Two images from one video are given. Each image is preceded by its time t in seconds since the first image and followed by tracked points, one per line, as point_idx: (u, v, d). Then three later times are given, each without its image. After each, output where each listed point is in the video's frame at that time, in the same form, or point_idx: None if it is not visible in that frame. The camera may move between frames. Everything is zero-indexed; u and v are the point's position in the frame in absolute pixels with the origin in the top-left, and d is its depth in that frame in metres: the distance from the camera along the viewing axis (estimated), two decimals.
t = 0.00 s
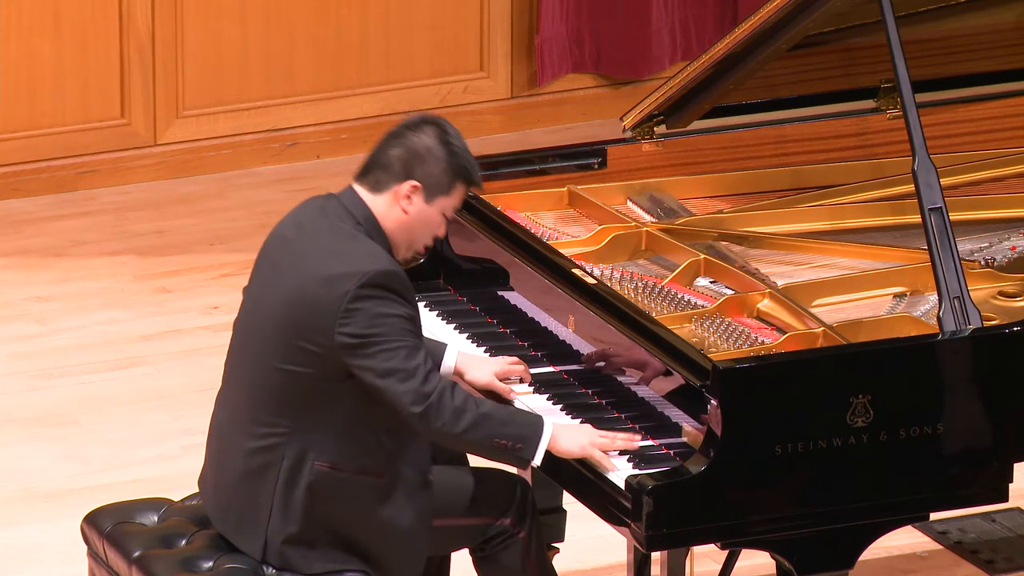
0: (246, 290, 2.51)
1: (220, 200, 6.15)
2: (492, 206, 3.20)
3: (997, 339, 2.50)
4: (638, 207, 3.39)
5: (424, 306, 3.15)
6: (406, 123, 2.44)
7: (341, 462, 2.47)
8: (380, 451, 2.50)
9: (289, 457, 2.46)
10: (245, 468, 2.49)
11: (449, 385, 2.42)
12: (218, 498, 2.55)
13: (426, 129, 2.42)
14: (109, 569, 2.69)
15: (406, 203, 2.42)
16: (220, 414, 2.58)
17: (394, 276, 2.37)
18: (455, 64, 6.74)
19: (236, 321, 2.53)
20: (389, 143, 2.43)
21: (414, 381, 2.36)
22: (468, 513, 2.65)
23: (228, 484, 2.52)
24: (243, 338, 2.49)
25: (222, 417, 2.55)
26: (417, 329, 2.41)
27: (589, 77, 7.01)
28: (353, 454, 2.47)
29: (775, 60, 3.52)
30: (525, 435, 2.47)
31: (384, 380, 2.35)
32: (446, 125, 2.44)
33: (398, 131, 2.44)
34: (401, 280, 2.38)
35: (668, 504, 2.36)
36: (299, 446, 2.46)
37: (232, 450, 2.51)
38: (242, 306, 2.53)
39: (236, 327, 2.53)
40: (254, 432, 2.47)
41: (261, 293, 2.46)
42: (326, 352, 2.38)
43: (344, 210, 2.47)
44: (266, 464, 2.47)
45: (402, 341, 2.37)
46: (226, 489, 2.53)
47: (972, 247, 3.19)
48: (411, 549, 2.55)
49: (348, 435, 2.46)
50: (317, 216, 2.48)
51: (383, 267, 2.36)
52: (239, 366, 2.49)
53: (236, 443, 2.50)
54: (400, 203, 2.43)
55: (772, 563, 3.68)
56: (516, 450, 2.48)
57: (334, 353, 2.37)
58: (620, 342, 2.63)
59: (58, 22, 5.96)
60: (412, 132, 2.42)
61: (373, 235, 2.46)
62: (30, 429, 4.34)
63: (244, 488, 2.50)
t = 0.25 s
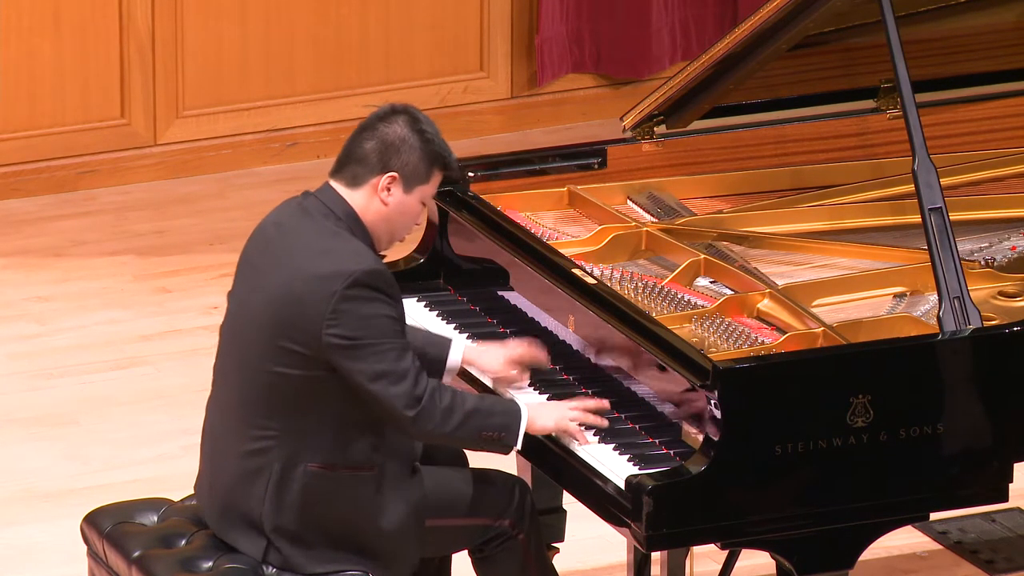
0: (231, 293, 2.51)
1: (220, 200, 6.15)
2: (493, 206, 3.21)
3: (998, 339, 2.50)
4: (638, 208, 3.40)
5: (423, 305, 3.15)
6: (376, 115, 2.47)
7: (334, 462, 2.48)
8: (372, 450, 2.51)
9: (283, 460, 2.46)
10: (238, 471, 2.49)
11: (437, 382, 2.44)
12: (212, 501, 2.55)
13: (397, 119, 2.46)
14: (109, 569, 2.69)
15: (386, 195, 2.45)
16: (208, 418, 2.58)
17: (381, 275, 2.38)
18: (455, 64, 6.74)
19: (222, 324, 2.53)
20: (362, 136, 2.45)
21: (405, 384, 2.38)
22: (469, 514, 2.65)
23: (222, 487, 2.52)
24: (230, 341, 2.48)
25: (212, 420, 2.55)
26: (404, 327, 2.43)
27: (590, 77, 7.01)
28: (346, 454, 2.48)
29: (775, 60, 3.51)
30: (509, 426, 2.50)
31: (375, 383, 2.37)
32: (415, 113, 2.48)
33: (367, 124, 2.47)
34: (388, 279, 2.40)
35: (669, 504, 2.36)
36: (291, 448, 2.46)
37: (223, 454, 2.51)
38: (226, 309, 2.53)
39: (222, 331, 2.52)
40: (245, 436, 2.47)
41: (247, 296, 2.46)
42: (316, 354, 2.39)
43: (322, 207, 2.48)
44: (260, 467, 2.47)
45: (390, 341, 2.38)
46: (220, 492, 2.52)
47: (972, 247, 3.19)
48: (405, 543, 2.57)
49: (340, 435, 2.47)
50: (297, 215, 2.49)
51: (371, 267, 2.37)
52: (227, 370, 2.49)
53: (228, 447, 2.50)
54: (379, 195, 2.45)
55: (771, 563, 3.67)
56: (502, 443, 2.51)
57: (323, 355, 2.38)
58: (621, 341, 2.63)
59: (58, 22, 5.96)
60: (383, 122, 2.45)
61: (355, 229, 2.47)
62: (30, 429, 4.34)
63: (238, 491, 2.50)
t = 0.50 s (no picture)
0: (226, 293, 2.51)
1: (219, 200, 6.15)
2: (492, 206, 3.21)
3: (998, 339, 2.50)
4: (638, 208, 3.39)
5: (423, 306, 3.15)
6: (369, 113, 2.47)
7: (331, 459, 2.48)
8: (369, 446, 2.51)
9: (281, 457, 2.46)
10: (236, 470, 2.48)
11: (433, 378, 2.46)
12: (211, 502, 2.55)
13: (391, 117, 2.46)
14: (109, 569, 2.69)
15: (382, 192, 2.46)
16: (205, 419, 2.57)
17: (377, 270, 2.39)
18: (455, 64, 6.74)
19: (217, 324, 2.53)
20: (356, 134, 2.45)
21: (401, 378, 2.40)
22: (468, 509, 2.65)
23: (221, 487, 2.52)
24: (227, 341, 2.48)
25: (210, 420, 2.55)
26: (399, 322, 2.44)
27: (590, 77, 7.01)
28: (343, 451, 2.49)
29: (776, 60, 3.51)
30: (507, 424, 2.51)
31: (372, 377, 2.38)
32: (408, 111, 2.49)
33: (361, 121, 2.47)
34: (383, 274, 2.41)
35: (669, 504, 2.36)
36: (288, 445, 2.46)
37: (221, 453, 2.51)
38: (222, 309, 2.53)
39: (218, 331, 2.52)
40: (242, 434, 2.47)
41: (243, 294, 2.46)
42: (313, 350, 2.39)
43: (318, 205, 2.48)
44: (258, 465, 2.47)
45: (386, 336, 2.40)
46: (218, 492, 2.52)
47: (972, 247, 3.18)
48: (406, 539, 2.57)
49: (337, 432, 2.48)
50: (291, 214, 2.49)
51: (366, 262, 2.38)
52: (224, 369, 2.49)
53: (226, 446, 2.50)
54: (375, 193, 2.46)
55: (771, 563, 3.68)
56: (499, 440, 2.53)
57: (320, 351, 2.39)
58: (620, 341, 2.63)
59: (58, 22, 5.96)
60: (377, 121, 2.46)
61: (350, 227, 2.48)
62: (29, 429, 4.34)
63: (236, 490, 2.49)
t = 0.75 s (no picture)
0: (227, 288, 2.52)
1: (219, 200, 6.14)
2: (492, 206, 3.21)
3: (997, 339, 2.50)
4: (638, 207, 3.39)
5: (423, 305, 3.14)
6: (363, 106, 2.49)
7: (333, 453, 2.49)
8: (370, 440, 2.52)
9: (282, 452, 2.47)
10: (239, 466, 2.50)
11: (433, 368, 2.46)
12: (214, 498, 2.56)
13: (385, 109, 2.48)
14: (109, 569, 2.69)
15: (377, 184, 2.48)
16: (208, 415, 2.59)
17: (377, 261, 2.39)
18: (455, 64, 6.74)
19: (218, 319, 2.54)
20: (350, 128, 2.47)
21: (402, 369, 2.39)
22: (469, 508, 2.61)
23: (223, 482, 2.53)
24: (228, 336, 2.49)
25: (212, 416, 2.56)
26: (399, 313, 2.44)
27: (590, 77, 7.01)
28: (345, 445, 2.49)
29: (776, 60, 3.51)
30: (500, 410, 2.51)
31: (373, 369, 2.38)
32: (401, 104, 2.51)
33: (354, 115, 2.49)
34: (383, 265, 2.41)
35: (669, 505, 2.36)
36: (289, 439, 2.47)
37: (223, 449, 2.52)
38: (222, 304, 2.54)
39: (219, 327, 2.53)
40: (244, 429, 2.48)
41: (244, 289, 2.47)
42: (314, 343, 2.40)
43: (313, 197, 2.50)
44: (260, 459, 2.48)
45: (387, 327, 2.40)
46: (221, 488, 2.53)
47: (972, 247, 3.18)
48: (408, 537, 2.58)
49: (338, 426, 2.48)
50: (289, 208, 2.50)
51: (366, 253, 2.38)
52: (225, 364, 2.50)
53: (228, 442, 2.51)
54: (371, 185, 2.48)
55: (771, 563, 3.68)
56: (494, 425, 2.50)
57: (321, 344, 2.40)
58: (621, 340, 2.63)
59: (58, 22, 5.96)
60: (371, 113, 2.48)
61: (348, 220, 2.49)
62: (29, 430, 4.34)
63: (239, 486, 2.50)
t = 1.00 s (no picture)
0: (226, 286, 2.52)
1: (219, 200, 6.14)
2: (492, 206, 3.21)
3: (996, 339, 2.50)
4: (638, 207, 3.39)
5: (423, 306, 3.14)
6: (367, 107, 2.50)
7: (332, 452, 2.49)
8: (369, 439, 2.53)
9: (283, 451, 2.47)
10: (237, 464, 2.49)
11: (426, 371, 2.50)
12: (211, 497, 2.55)
13: (390, 112, 2.49)
14: (109, 569, 2.69)
15: (382, 187, 2.49)
16: (205, 413, 2.58)
17: (379, 263, 2.41)
18: (455, 64, 6.74)
19: (216, 318, 2.53)
20: (355, 129, 2.48)
21: (402, 372, 2.42)
22: (468, 508, 2.62)
23: (221, 481, 2.52)
24: (227, 335, 2.49)
25: (210, 414, 2.55)
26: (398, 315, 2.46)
27: (590, 77, 7.01)
28: (344, 444, 2.50)
29: (775, 60, 3.51)
30: (484, 410, 2.55)
31: (375, 370, 2.40)
32: (405, 106, 2.52)
33: (358, 115, 2.49)
34: (385, 266, 2.43)
35: (669, 505, 2.36)
36: (289, 438, 2.47)
37: (222, 447, 2.51)
38: (221, 302, 2.54)
39: (217, 325, 2.53)
40: (244, 427, 2.48)
41: (244, 288, 2.47)
42: (315, 342, 2.41)
43: (316, 198, 2.50)
44: (260, 458, 2.48)
45: (388, 328, 2.42)
46: (218, 487, 2.53)
47: (972, 247, 3.18)
48: (407, 536, 2.58)
49: (338, 425, 2.49)
50: (290, 207, 2.51)
51: (369, 254, 2.40)
52: (224, 362, 2.50)
53: (226, 440, 2.51)
54: (375, 187, 2.49)
55: (771, 563, 3.68)
56: (472, 425, 2.56)
57: (323, 343, 2.40)
58: (621, 341, 2.63)
59: (58, 22, 5.96)
60: (376, 115, 2.48)
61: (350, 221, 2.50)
62: (29, 430, 4.34)
63: (237, 485, 2.50)
